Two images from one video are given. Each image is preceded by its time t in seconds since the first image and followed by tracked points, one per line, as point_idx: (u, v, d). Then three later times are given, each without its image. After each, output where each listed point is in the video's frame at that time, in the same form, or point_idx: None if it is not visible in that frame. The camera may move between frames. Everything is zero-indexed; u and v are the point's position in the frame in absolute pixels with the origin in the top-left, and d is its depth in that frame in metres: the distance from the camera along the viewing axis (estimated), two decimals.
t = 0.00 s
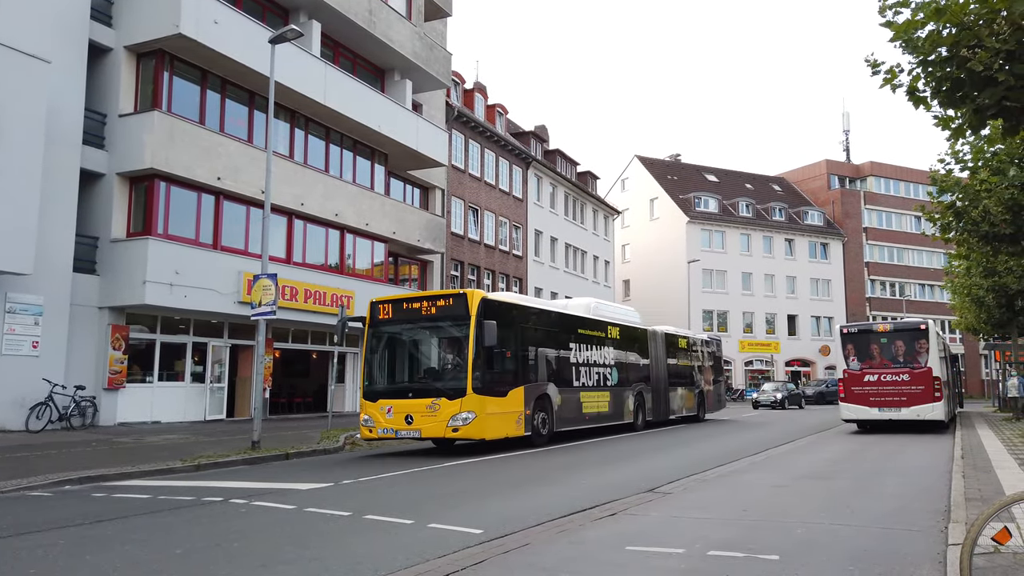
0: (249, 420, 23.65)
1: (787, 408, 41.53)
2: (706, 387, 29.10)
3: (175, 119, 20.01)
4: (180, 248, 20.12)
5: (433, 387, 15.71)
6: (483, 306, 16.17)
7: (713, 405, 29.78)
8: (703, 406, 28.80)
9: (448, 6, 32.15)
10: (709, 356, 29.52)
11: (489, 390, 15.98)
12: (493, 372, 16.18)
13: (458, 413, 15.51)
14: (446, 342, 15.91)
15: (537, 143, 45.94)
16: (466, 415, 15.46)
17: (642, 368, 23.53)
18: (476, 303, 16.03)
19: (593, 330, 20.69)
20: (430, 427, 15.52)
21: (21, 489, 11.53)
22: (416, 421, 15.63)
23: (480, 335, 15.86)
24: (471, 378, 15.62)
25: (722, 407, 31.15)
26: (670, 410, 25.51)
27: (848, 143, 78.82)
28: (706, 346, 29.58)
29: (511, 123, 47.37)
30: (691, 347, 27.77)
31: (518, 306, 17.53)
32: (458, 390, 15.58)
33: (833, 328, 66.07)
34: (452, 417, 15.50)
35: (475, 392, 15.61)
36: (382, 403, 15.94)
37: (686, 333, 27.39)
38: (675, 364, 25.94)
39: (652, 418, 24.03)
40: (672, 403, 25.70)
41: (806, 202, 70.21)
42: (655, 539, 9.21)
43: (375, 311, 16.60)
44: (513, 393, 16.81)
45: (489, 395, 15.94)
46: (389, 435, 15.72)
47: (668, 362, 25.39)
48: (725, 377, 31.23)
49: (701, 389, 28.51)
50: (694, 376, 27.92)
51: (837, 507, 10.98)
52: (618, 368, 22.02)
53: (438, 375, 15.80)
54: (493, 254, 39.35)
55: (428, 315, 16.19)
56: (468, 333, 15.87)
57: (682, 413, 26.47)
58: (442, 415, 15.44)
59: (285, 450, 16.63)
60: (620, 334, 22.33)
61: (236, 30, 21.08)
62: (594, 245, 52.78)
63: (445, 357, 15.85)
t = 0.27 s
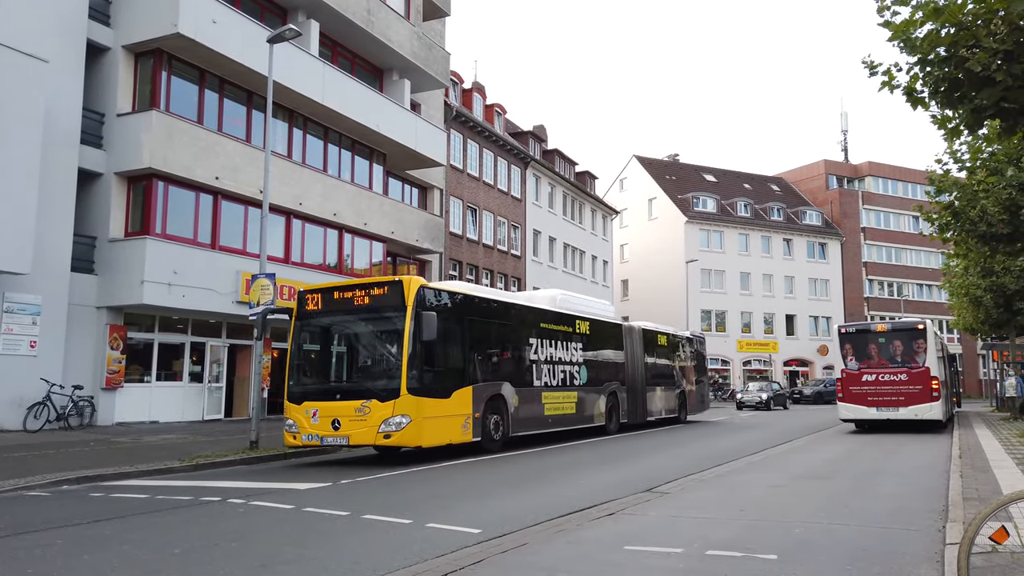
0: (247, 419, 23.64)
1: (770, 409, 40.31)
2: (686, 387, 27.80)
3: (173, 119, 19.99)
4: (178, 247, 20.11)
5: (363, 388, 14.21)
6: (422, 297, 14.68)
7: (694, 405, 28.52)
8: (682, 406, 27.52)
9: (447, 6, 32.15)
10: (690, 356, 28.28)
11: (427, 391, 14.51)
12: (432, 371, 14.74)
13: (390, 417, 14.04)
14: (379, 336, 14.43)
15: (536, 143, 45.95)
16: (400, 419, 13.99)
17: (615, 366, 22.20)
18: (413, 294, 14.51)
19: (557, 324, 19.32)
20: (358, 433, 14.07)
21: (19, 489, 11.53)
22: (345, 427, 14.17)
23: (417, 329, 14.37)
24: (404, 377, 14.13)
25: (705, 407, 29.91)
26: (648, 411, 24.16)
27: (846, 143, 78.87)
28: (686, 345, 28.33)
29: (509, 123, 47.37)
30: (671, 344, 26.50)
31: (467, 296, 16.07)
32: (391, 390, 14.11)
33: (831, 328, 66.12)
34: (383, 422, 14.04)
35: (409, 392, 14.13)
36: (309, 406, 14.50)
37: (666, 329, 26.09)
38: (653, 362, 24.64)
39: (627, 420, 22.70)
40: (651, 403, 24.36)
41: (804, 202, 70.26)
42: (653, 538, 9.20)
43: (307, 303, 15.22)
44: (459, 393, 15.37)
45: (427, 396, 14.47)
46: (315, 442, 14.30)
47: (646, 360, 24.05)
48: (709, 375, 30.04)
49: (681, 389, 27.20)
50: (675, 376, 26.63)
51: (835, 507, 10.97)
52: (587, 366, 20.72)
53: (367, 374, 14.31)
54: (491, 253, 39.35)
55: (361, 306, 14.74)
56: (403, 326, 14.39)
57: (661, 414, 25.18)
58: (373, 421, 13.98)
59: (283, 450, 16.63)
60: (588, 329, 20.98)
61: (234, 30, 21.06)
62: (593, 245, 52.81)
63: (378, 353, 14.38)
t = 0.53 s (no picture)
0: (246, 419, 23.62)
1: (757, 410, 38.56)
2: (665, 388, 26.51)
3: (171, 119, 19.98)
4: (177, 247, 20.09)
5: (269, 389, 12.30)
6: (341, 283, 12.75)
7: (674, 409, 27.22)
8: (662, 408, 26.30)
9: (446, 6, 32.15)
10: (670, 356, 26.96)
11: (345, 392, 12.63)
12: (354, 369, 12.89)
13: (299, 422, 12.13)
14: (290, 328, 12.50)
15: (535, 142, 45.95)
16: (311, 424, 12.10)
17: (585, 364, 20.91)
18: (329, 279, 12.59)
19: (515, 318, 17.80)
20: (263, 441, 12.19)
21: (18, 489, 11.52)
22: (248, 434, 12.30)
23: (333, 319, 12.51)
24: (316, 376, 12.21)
25: (688, 409, 28.64)
26: (622, 412, 22.94)
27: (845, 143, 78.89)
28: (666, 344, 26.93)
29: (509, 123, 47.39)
30: (650, 343, 25.23)
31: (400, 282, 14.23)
32: (302, 392, 12.20)
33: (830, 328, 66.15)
34: (291, 429, 12.15)
35: (321, 393, 12.21)
36: (210, 410, 12.62)
37: (645, 327, 24.88)
38: (628, 362, 23.38)
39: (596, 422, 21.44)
40: (625, 404, 23.14)
41: (803, 202, 70.30)
42: (652, 538, 9.20)
43: (213, 289, 13.32)
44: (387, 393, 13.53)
45: (346, 397, 12.59)
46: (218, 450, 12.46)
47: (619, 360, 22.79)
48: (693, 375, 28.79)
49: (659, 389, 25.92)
50: (654, 376, 25.39)
51: (834, 507, 10.97)
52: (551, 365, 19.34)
53: (275, 373, 12.38)
54: (490, 253, 39.36)
55: (272, 294, 12.83)
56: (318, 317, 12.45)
57: (636, 416, 24.01)
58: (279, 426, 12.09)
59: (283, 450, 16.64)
60: (552, 325, 19.50)
61: (234, 30, 21.05)
62: (592, 245, 52.84)
63: (288, 349, 12.45)
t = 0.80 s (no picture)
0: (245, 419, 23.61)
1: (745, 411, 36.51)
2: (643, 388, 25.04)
3: (171, 118, 19.97)
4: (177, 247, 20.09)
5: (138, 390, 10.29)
6: (226, 264, 10.74)
7: (652, 411, 25.81)
8: (640, 409, 24.90)
9: (445, 6, 32.15)
10: (648, 354, 25.47)
11: (231, 393, 10.60)
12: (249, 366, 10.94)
13: (173, 429, 10.13)
14: (166, 317, 10.49)
15: (535, 142, 45.94)
16: (186, 432, 10.11)
17: (552, 362, 19.44)
18: (213, 257, 10.61)
19: (465, 310, 15.97)
20: (128, 452, 10.16)
21: (18, 489, 11.52)
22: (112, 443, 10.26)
23: (218, 306, 10.52)
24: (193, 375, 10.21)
25: (669, 411, 27.21)
26: (593, 415, 21.46)
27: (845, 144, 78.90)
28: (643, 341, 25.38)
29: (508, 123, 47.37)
30: (626, 340, 23.73)
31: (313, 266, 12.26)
32: (176, 394, 10.19)
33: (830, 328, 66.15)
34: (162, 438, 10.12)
35: (199, 395, 10.20)
36: (72, 415, 10.58)
37: (620, 323, 23.39)
38: (600, 361, 21.87)
39: (564, 426, 19.91)
40: (596, 406, 21.66)
41: (803, 202, 70.31)
42: (652, 539, 9.20)
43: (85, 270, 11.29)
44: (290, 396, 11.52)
45: (231, 400, 10.58)
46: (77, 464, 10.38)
47: (590, 358, 21.29)
48: (674, 374, 27.31)
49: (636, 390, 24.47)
50: (630, 375, 23.94)
51: (834, 507, 10.97)
52: (509, 364, 17.64)
53: (146, 371, 10.37)
54: (490, 253, 39.35)
55: (148, 276, 10.82)
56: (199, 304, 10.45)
57: (610, 419, 22.55)
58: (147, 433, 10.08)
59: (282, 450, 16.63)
60: (511, 319, 17.76)
61: (234, 31, 21.06)
62: (592, 245, 52.84)
63: (162, 342, 10.42)
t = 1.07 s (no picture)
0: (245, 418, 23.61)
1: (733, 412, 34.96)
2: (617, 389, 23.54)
3: (171, 119, 19.99)
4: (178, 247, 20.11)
5: None
6: (116, 243, 9.47)
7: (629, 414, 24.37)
8: (615, 411, 23.53)
9: (446, 6, 32.17)
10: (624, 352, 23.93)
11: (65, 397, 8.75)
12: (93, 364, 9.09)
13: None
14: None
15: (535, 143, 45.94)
16: None
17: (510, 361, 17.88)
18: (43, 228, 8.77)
19: (398, 300, 14.23)
20: None
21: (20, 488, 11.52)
22: None
23: (47, 288, 8.69)
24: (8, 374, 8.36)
25: (649, 414, 25.72)
26: (559, 418, 19.97)
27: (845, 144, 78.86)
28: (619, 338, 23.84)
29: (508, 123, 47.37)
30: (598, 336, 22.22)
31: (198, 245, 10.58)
32: None
33: (830, 328, 66.16)
34: None
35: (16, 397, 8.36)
36: None
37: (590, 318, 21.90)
38: (566, 359, 20.40)
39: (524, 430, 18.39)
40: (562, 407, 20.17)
41: (803, 202, 70.34)
42: (652, 539, 9.21)
43: None
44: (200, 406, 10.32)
45: (61, 406, 8.69)
46: None
47: (553, 356, 19.78)
48: (653, 374, 25.94)
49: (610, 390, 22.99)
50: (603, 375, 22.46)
51: (835, 508, 10.97)
52: (457, 361, 15.98)
53: None
54: (490, 254, 39.37)
55: None
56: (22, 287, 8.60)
57: (580, 422, 21.09)
58: None
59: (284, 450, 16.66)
60: (458, 312, 16.06)
61: (234, 31, 21.09)
62: (592, 245, 52.86)
63: None
